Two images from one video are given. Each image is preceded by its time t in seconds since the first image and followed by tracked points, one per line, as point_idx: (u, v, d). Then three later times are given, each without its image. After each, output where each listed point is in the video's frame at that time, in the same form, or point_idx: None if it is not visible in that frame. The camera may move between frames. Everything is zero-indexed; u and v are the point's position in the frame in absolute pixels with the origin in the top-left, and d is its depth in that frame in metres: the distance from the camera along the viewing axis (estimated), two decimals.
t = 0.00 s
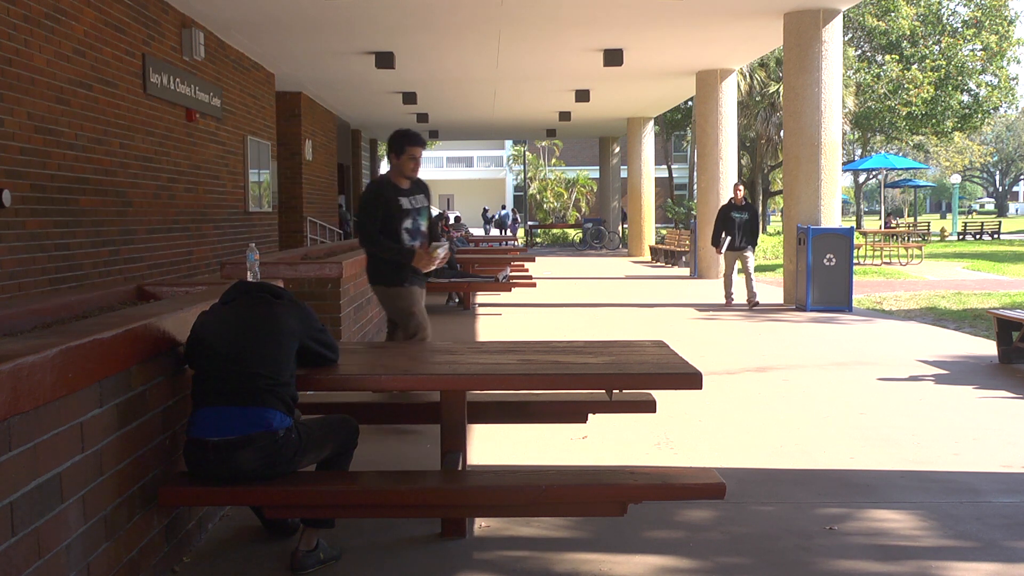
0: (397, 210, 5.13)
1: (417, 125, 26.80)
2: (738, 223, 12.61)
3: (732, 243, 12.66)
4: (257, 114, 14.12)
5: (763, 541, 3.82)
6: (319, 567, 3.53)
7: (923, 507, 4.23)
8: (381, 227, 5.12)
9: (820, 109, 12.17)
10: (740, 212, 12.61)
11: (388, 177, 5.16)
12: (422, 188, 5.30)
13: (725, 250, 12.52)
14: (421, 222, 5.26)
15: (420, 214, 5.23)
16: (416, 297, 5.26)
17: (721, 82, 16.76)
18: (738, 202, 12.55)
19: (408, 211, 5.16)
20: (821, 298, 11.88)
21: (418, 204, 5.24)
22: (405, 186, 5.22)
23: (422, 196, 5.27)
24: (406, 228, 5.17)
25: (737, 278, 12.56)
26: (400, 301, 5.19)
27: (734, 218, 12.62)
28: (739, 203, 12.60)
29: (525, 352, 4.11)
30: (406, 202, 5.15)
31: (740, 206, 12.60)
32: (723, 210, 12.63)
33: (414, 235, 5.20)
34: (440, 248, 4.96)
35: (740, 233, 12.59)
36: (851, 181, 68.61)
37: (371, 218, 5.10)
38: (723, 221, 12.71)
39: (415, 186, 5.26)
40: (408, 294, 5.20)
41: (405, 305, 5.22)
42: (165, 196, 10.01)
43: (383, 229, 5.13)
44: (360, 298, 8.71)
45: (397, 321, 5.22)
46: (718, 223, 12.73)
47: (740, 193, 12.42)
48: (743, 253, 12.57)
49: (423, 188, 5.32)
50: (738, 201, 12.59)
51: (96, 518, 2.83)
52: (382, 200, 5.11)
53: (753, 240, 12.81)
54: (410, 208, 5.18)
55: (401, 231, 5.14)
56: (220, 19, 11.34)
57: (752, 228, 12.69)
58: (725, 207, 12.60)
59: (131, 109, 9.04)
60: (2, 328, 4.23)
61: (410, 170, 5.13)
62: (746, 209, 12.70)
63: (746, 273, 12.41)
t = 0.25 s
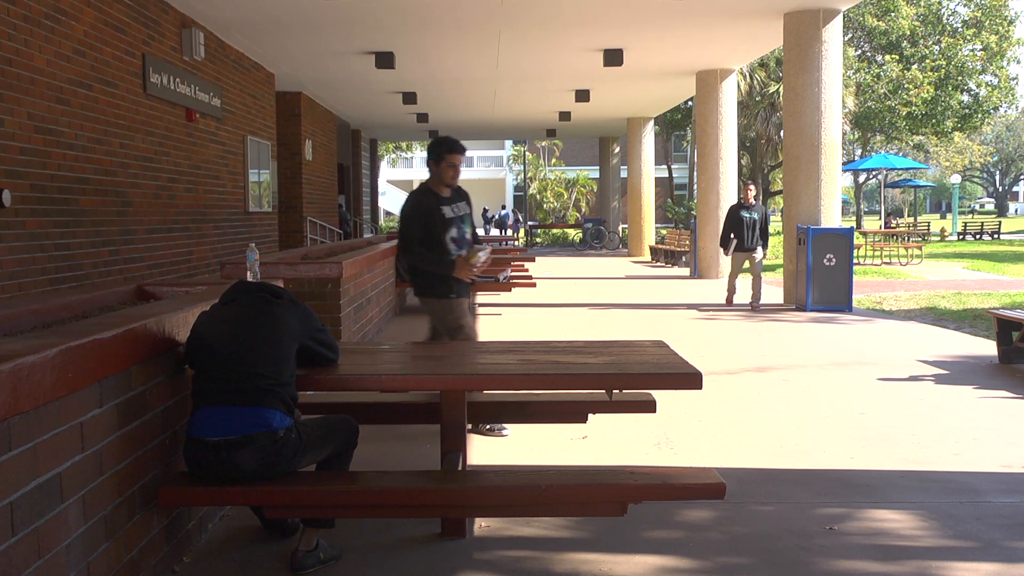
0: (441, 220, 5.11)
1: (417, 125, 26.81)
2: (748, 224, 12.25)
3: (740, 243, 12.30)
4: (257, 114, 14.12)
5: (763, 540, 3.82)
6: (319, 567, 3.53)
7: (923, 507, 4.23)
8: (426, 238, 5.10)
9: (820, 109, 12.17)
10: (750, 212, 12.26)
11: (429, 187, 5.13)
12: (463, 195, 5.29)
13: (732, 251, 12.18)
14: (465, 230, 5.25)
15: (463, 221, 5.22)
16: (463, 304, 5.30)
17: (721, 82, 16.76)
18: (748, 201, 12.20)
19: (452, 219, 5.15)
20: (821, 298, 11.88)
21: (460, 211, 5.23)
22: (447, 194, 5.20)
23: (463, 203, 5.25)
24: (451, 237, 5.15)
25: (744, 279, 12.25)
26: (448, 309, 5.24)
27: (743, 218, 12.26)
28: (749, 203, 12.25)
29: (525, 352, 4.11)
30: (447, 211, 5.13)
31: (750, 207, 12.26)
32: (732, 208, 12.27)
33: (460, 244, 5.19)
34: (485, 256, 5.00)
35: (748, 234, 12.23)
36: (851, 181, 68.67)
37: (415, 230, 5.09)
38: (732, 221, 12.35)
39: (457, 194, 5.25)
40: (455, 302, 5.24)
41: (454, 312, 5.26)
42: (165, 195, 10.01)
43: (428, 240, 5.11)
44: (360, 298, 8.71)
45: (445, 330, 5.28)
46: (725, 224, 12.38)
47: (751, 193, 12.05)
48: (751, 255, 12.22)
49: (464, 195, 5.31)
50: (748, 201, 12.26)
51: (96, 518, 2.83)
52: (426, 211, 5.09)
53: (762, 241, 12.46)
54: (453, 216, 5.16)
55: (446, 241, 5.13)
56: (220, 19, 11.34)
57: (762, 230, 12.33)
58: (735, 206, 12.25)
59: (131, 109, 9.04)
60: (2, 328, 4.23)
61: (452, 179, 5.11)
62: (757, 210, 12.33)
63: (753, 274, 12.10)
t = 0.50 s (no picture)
0: (476, 211, 4.96)
1: (416, 125, 26.82)
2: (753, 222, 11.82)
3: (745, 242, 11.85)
4: (257, 114, 14.12)
5: (763, 541, 3.82)
6: (319, 567, 3.53)
7: (923, 507, 4.23)
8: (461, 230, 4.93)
9: (820, 109, 12.17)
10: (755, 210, 11.82)
11: (464, 179, 4.98)
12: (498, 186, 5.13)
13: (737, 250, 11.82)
14: (501, 223, 5.09)
15: (499, 214, 5.07)
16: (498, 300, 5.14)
17: (721, 82, 16.76)
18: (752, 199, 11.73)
19: (487, 212, 5.00)
20: (821, 298, 11.87)
21: (496, 204, 5.08)
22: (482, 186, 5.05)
23: (498, 196, 5.09)
24: (487, 229, 5.00)
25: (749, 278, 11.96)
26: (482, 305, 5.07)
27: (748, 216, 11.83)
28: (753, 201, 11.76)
29: (526, 353, 4.11)
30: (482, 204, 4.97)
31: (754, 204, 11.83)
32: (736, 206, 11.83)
33: (496, 236, 5.03)
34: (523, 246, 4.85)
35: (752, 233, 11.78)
36: (851, 181, 68.68)
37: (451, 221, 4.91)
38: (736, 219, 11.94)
39: (492, 187, 5.10)
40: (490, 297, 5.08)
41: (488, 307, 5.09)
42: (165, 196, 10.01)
43: (463, 232, 4.93)
44: (360, 297, 8.71)
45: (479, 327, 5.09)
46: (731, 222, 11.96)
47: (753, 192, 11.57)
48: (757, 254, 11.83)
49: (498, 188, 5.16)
50: (753, 199, 11.80)
51: (96, 518, 2.83)
52: (462, 202, 4.93)
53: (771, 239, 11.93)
54: (489, 208, 5.01)
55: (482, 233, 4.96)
56: (220, 19, 11.35)
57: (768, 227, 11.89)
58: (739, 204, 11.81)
59: (131, 109, 9.04)
60: (2, 329, 4.23)
61: (488, 170, 4.97)
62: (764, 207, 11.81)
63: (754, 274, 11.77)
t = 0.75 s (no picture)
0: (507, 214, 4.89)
1: (416, 125, 26.82)
2: (757, 226, 11.39)
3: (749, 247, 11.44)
4: (257, 114, 14.12)
5: (763, 541, 3.82)
6: (319, 567, 3.53)
7: (923, 507, 4.23)
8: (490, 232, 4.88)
9: (820, 109, 12.17)
10: (758, 214, 11.38)
11: (498, 182, 4.93)
12: (534, 189, 5.05)
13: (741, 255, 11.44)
14: (534, 227, 5.01)
15: (532, 218, 4.99)
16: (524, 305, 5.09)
17: (721, 82, 16.76)
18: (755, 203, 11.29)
19: (519, 215, 4.93)
20: (821, 298, 11.87)
21: (530, 207, 5.00)
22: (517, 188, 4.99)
23: (533, 200, 5.01)
24: (518, 233, 4.92)
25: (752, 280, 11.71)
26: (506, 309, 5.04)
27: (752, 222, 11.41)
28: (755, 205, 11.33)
29: (525, 353, 4.11)
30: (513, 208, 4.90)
31: (758, 208, 11.40)
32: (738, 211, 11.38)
33: (526, 240, 4.95)
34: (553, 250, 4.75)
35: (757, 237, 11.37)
36: (851, 181, 68.70)
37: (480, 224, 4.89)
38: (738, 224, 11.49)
39: (527, 189, 5.03)
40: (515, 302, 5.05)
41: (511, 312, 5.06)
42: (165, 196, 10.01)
43: (493, 235, 4.87)
44: (360, 297, 8.71)
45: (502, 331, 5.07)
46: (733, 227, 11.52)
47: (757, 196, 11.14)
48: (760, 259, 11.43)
49: (534, 191, 5.08)
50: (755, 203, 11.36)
51: (96, 518, 2.83)
52: (493, 203, 4.87)
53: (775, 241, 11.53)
54: (520, 212, 4.94)
55: (511, 237, 4.90)
56: (220, 19, 11.34)
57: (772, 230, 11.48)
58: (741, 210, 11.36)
59: (131, 109, 9.04)
60: (2, 329, 4.23)
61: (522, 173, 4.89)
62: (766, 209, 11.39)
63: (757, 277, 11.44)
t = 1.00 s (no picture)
0: (541, 211, 4.89)
1: (416, 125, 26.82)
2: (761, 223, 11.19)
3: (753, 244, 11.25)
4: (257, 114, 14.12)
5: (763, 541, 3.82)
6: (319, 567, 3.53)
7: (922, 507, 4.23)
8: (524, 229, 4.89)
9: (820, 109, 12.17)
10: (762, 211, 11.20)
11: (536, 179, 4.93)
12: (576, 186, 5.00)
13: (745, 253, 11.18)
14: (571, 225, 4.97)
15: (569, 215, 4.96)
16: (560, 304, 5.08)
17: (721, 82, 16.76)
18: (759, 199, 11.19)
19: (554, 212, 4.90)
20: (821, 298, 11.87)
21: (568, 205, 4.97)
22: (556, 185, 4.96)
23: (573, 196, 4.97)
24: (551, 231, 4.90)
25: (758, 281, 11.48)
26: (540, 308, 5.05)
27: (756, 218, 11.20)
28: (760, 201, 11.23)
29: (525, 353, 4.11)
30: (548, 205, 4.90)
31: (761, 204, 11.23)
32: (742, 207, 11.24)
33: (560, 237, 4.92)
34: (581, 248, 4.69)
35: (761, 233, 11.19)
36: (851, 181, 68.67)
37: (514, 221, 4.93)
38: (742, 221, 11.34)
39: (567, 187, 5.00)
40: (551, 300, 5.04)
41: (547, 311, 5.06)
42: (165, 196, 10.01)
43: (525, 232, 4.88)
44: (360, 298, 8.71)
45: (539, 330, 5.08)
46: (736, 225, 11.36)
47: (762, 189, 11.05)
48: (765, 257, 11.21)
49: (575, 188, 5.04)
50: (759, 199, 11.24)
51: (96, 518, 2.84)
52: (527, 200, 4.88)
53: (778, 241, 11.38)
54: (555, 209, 4.91)
55: (544, 234, 4.88)
56: (220, 19, 11.34)
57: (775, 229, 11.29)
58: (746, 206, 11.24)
59: (131, 109, 9.04)
60: (2, 328, 4.23)
61: (559, 170, 4.87)
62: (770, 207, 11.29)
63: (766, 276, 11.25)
